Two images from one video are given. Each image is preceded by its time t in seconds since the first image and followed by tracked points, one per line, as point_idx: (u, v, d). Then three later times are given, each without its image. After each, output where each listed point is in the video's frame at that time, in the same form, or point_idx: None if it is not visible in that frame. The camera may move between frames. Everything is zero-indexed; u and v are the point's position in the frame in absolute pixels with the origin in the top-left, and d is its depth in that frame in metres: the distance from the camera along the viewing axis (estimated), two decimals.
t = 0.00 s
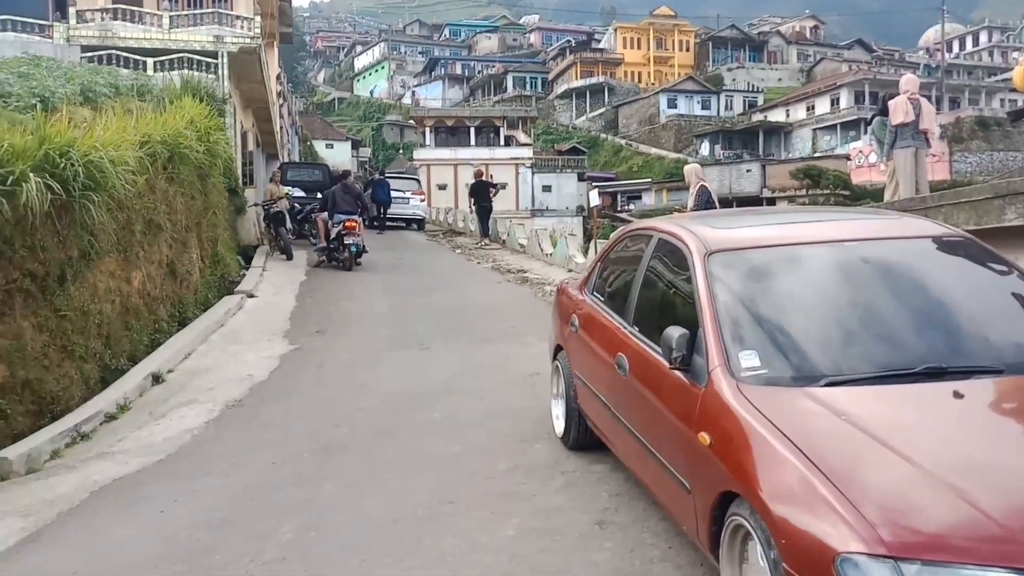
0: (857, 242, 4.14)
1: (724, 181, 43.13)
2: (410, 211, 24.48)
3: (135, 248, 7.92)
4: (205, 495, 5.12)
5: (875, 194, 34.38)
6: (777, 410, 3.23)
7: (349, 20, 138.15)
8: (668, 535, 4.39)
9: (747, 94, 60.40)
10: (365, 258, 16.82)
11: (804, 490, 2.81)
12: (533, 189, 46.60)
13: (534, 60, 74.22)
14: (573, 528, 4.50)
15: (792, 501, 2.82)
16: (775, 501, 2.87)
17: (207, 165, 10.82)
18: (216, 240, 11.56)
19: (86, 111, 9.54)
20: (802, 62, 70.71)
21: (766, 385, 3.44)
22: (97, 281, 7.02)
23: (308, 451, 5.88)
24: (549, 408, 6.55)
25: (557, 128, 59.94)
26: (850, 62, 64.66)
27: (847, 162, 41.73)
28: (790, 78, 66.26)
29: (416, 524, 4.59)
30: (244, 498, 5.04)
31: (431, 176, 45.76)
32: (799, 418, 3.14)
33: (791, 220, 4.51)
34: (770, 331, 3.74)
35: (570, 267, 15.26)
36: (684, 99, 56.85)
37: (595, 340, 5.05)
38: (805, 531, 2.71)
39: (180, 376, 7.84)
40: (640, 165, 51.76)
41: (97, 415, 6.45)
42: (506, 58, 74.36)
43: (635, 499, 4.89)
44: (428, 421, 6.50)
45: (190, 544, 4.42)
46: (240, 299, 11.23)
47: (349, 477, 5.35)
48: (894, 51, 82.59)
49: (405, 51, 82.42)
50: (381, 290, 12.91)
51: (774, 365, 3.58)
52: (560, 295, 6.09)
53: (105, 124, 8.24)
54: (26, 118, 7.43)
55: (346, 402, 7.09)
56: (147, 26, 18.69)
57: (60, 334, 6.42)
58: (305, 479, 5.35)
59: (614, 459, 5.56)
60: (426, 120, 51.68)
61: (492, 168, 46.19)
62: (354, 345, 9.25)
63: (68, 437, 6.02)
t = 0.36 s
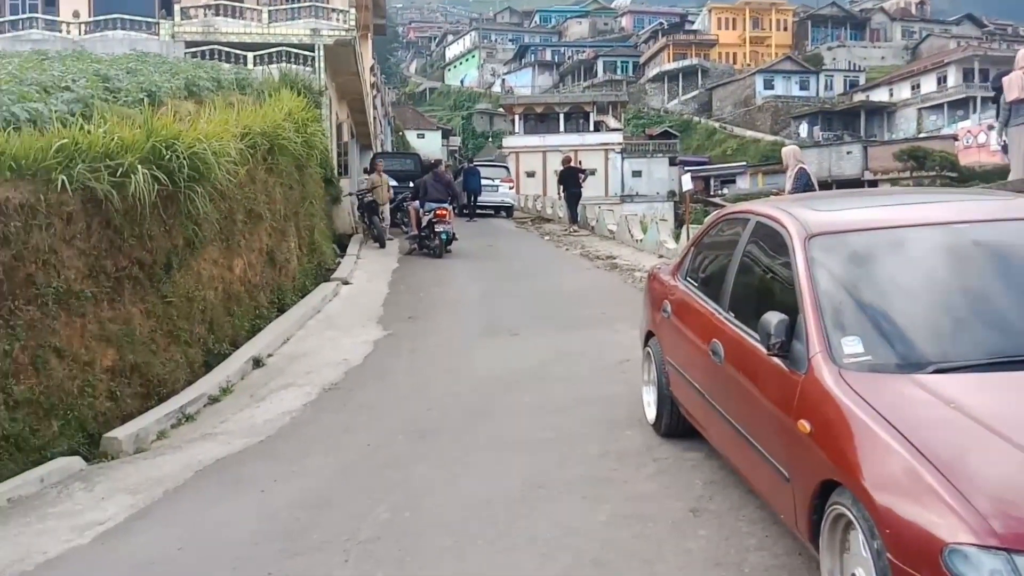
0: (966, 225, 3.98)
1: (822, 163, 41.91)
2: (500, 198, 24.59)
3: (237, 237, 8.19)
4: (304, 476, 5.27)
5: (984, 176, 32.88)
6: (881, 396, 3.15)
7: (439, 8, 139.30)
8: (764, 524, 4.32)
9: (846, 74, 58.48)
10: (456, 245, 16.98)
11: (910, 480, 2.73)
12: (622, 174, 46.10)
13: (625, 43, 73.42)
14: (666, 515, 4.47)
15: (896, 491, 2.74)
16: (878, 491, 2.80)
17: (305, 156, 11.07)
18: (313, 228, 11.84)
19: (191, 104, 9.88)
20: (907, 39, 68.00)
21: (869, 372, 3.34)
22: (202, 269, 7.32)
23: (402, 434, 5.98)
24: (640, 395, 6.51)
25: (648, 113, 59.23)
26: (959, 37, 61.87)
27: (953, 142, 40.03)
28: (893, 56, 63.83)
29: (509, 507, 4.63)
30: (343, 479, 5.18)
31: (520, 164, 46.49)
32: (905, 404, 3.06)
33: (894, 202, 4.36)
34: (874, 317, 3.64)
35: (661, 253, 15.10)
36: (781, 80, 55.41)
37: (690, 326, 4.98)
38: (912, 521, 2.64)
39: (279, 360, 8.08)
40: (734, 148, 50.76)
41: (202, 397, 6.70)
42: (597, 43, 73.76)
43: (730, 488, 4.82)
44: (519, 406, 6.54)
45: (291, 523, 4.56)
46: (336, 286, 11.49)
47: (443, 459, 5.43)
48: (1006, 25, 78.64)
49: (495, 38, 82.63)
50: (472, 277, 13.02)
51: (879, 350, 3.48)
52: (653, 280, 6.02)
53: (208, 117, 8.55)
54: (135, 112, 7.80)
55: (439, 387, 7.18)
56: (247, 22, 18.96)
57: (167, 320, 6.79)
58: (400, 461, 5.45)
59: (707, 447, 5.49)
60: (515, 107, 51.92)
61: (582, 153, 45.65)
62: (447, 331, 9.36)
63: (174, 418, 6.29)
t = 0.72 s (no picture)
0: None
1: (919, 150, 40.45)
2: (586, 189, 24.50)
3: (329, 232, 8.38)
4: (394, 466, 5.37)
5: None
6: (979, 391, 3.04)
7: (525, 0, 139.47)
8: (858, 523, 4.22)
9: (946, 57, 56.24)
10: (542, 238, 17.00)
11: (1012, 480, 2.63)
12: (712, 165, 45.05)
13: (713, 30, 72.13)
14: (756, 512, 4.40)
15: (996, 490, 2.65)
16: (977, 490, 2.70)
17: (394, 151, 11.23)
18: (403, 222, 12.01)
19: (284, 102, 10.14)
20: (1012, 18, 64.98)
21: (968, 368, 3.22)
22: (295, 263, 7.53)
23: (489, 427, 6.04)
24: (730, 389, 6.41)
25: (737, 101, 58.12)
26: None
27: None
28: (997, 37, 61.08)
29: (595, 501, 4.62)
30: (432, 470, 5.25)
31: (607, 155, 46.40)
32: (1006, 401, 2.94)
33: (996, 191, 4.18)
34: (974, 311, 3.50)
35: (751, 244, 14.82)
36: (876, 65, 53.75)
37: (780, 320, 4.87)
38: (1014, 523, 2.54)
39: (370, 352, 8.23)
40: (828, 136, 49.38)
41: (296, 388, 6.88)
42: (684, 31, 72.74)
43: (822, 485, 4.72)
44: (606, 400, 6.52)
45: (381, 512, 4.66)
46: (425, 279, 11.64)
47: (530, 452, 5.46)
48: None
49: (582, 29, 82.39)
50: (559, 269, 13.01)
51: (979, 346, 3.35)
52: (742, 273, 5.91)
53: (300, 114, 8.76)
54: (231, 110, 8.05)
55: (525, 379, 7.21)
56: (337, 18, 19.54)
57: (262, 312, 7.00)
58: (487, 453, 5.50)
59: (799, 444, 5.37)
60: (602, 97, 51.67)
61: (670, 144, 45.93)
62: (533, 324, 9.38)
63: (269, 409, 6.47)
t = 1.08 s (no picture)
0: None
1: (994, 147, 39.21)
2: (650, 187, 24.30)
3: (395, 230, 8.49)
4: (457, 462, 5.42)
5: None
6: None
7: None
8: (929, 526, 4.12)
9: None
10: (606, 236, 16.94)
11: None
12: (779, 162, 44.55)
13: (781, 26, 70.86)
14: (823, 513, 4.33)
15: None
16: None
17: (459, 150, 11.32)
18: (467, 221, 12.09)
19: (351, 102, 10.30)
20: None
21: None
22: (361, 261, 7.65)
23: (552, 424, 6.05)
24: (797, 389, 6.31)
25: (806, 97, 57.06)
26: None
27: None
28: None
29: (658, 500, 4.60)
30: (495, 466, 5.28)
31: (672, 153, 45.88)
32: None
33: None
34: None
35: (819, 242, 14.55)
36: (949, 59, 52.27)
37: (848, 319, 4.79)
38: None
39: (434, 350, 8.31)
40: (900, 132, 48.18)
41: (362, 384, 6.99)
42: (751, 27, 71.70)
43: (891, 486, 4.62)
44: (670, 398, 6.47)
45: (444, 508, 4.71)
46: (489, 277, 11.71)
47: (592, 450, 5.45)
48: None
49: (646, 27, 81.85)
50: (623, 268, 12.95)
51: None
52: (810, 271, 5.82)
53: (366, 114, 8.88)
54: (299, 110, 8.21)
55: (588, 378, 7.19)
56: (402, 19, 19.40)
57: (329, 309, 7.13)
58: (550, 450, 5.51)
59: (868, 446, 5.27)
60: (666, 95, 51.22)
61: (737, 142, 44.56)
62: (596, 322, 9.36)
63: (335, 404, 6.58)
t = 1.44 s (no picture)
0: None
1: None
2: (691, 186, 24.10)
3: (435, 229, 8.53)
4: (496, 460, 5.44)
5: None
6: None
7: None
8: (974, 529, 4.06)
9: None
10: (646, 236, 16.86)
11: None
12: (823, 161, 43.95)
13: (825, 23, 69.90)
14: (866, 515, 4.28)
15: None
16: None
17: (499, 150, 11.34)
18: (507, 220, 12.11)
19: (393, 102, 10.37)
20: None
21: None
22: (402, 259, 7.70)
23: (592, 423, 6.04)
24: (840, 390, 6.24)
25: (850, 96, 56.26)
26: None
27: None
28: None
29: (698, 501, 4.58)
30: (535, 465, 5.29)
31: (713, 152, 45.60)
32: None
33: None
34: None
35: (864, 242, 14.34)
36: (998, 57, 51.22)
37: (893, 319, 4.72)
38: None
39: (474, 348, 8.33)
40: (946, 130, 47.32)
41: (402, 381, 7.03)
42: (794, 25, 70.84)
43: (936, 488, 4.55)
44: (711, 399, 6.43)
45: (483, 505, 4.73)
46: (528, 276, 11.72)
47: (631, 449, 5.44)
48: None
49: (688, 25, 81.25)
50: (663, 267, 12.88)
51: None
52: (854, 271, 5.75)
53: (409, 113, 8.94)
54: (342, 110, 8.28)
55: (628, 377, 7.17)
56: (445, 19, 19.27)
57: (370, 307, 7.19)
58: (589, 449, 5.51)
59: (913, 448, 5.19)
60: (708, 93, 50.81)
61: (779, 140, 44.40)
62: (636, 322, 9.32)
63: (375, 402, 6.63)
